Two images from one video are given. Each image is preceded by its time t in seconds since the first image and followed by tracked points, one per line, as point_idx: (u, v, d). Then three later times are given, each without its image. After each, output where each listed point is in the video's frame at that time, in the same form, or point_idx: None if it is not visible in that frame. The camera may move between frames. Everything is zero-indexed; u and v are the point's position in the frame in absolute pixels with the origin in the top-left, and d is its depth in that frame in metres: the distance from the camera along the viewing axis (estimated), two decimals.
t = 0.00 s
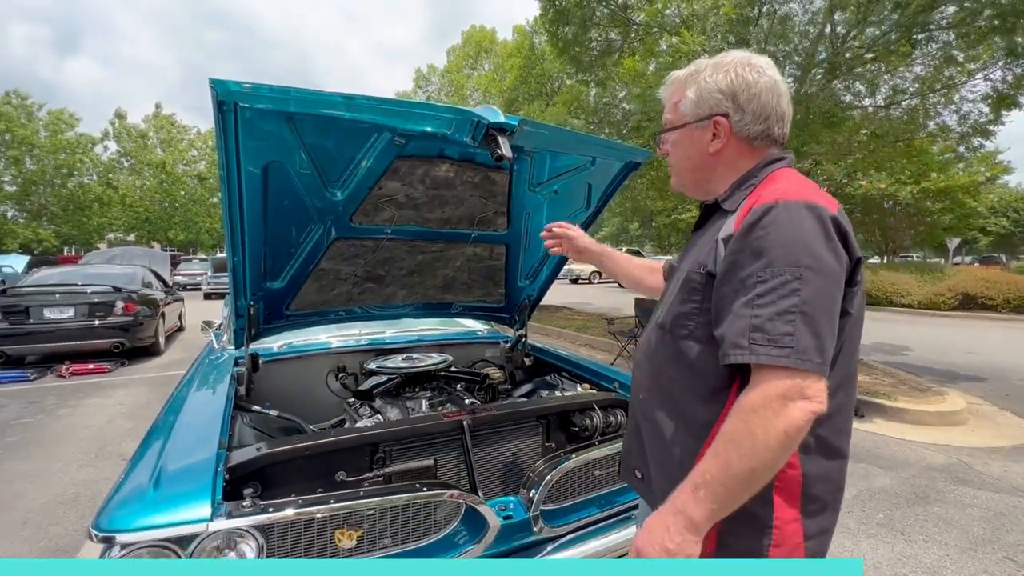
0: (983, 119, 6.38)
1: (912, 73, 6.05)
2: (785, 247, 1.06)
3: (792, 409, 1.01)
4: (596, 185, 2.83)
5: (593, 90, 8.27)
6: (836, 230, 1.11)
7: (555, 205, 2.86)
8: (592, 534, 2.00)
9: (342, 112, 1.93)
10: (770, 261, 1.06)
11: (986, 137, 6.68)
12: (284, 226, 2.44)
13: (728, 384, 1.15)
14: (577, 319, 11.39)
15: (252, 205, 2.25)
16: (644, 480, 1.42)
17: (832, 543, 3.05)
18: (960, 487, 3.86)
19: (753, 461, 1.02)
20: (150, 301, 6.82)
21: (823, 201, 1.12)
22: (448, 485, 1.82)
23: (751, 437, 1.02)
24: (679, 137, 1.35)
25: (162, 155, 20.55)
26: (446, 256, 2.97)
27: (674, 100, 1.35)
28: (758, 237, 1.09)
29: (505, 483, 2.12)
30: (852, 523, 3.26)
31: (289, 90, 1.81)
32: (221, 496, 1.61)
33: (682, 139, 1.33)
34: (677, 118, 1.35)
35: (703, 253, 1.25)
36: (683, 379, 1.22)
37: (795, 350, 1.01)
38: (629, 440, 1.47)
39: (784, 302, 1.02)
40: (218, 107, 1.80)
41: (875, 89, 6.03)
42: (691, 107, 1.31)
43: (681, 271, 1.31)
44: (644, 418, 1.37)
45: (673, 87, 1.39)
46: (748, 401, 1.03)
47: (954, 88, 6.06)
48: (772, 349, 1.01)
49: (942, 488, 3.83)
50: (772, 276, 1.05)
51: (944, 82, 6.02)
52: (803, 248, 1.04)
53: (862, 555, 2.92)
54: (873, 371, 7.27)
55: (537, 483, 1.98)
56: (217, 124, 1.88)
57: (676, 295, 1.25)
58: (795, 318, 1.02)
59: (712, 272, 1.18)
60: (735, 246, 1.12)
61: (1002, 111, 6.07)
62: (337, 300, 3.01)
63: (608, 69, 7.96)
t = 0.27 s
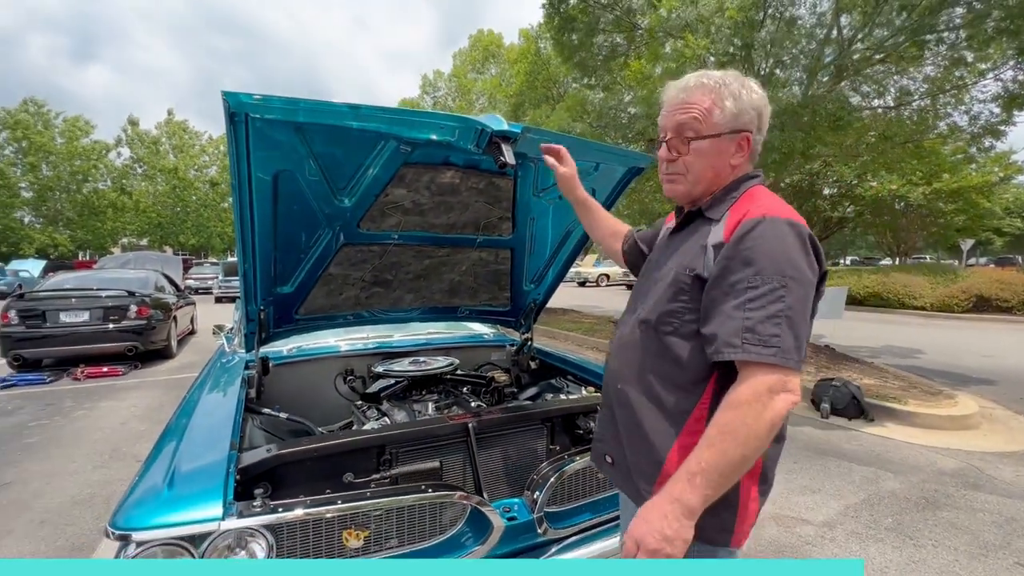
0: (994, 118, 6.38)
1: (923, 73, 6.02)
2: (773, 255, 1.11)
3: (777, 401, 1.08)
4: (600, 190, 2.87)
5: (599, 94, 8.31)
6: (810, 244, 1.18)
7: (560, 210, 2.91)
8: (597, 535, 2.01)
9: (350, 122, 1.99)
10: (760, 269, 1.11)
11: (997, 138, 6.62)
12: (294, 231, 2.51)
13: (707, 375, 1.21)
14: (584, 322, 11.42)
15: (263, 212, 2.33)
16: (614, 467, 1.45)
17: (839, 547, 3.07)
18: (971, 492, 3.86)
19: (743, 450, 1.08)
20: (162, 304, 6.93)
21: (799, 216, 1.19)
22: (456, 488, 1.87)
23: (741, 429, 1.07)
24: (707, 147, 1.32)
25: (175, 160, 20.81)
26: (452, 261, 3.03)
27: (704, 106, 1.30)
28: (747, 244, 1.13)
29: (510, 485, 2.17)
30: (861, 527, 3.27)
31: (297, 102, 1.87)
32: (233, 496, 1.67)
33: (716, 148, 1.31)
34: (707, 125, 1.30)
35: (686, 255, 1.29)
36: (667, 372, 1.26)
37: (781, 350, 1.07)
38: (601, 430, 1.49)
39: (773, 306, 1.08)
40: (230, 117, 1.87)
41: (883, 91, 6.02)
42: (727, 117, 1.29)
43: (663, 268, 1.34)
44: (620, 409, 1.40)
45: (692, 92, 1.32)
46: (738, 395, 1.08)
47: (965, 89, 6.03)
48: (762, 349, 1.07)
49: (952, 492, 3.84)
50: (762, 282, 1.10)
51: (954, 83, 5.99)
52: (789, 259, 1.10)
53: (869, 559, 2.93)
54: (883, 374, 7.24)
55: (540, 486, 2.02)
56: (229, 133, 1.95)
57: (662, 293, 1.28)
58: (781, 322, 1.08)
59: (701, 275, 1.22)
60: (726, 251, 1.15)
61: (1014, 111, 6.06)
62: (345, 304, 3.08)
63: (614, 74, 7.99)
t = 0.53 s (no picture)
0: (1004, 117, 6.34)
1: (931, 73, 5.99)
2: (776, 277, 1.16)
3: (776, 406, 1.14)
4: (603, 192, 2.88)
5: (604, 96, 8.33)
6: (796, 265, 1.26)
7: (563, 213, 2.93)
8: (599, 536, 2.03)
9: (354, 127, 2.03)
10: (764, 289, 1.15)
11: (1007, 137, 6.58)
12: (300, 235, 2.56)
13: (702, 377, 1.25)
14: (589, 324, 11.43)
15: (270, 216, 2.38)
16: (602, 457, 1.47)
17: (846, 549, 3.07)
18: (981, 495, 3.85)
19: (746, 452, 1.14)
20: (172, 307, 7.02)
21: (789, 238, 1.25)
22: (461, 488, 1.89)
23: (747, 432, 1.12)
24: (710, 169, 1.32)
25: (184, 164, 21.03)
26: (456, 263, 3.07)
27: (708, 130, 1.30)
28: (751, 264, 1.17)
29: (514, 485, 2.20)
30: (868, 530, 3.27)
31: (303, 108, 1.91)
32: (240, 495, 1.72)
33: (715, 171, 1.32)
34: (709, 149, 1.31)
35: (684, 264, 1.30)
36: (666, 375, 1.28)
37: (779, 364, 1.14)
38: (591, 423, 1.50)
39: (775, 324, 1.14)
40: (237, 124, 1.92)
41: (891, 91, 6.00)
42: (728, 141, 1.31)
43: (660, 273, 1.35)
44: (612, 406, 1.41)
45: (696, 115, 1.31)
46: (742, 400, 1.13)
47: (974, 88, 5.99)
48: (765, 364, 1.12)
49: (961, 495, 3.83)
50: (765, 302, 1.14)
51: (963, 81, 5.96)
52: (788, 280, 1.16)
53: (876, 562, 2.93)
54: (892, 375, 7.20)
55: (543, 486, 2.06)
56: (236, 139, 2.00)
57: (663, 300, 1.29)
58: (780, 338, 1.13)
59: (703, 285, 1.24)
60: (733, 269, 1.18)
61: None
62: (351, 306, 3.12)
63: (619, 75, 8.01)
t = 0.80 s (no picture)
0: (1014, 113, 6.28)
1: (939, 69, 5.94)
2: (773, 277, 1.16)
3: (779, 401, 1.16)
4: (606, 192, 2.87)
5: (609, 96, 8.32)
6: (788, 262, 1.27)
7: (565, 212, 2.93)
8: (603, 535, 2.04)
9: (356, 128, 2.03)
10: (763, 290, 1.15)
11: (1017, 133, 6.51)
12: (304, 235, 2.57)
13: (700, 373, 1.26)
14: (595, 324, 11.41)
15: (274, 217, 2.39)
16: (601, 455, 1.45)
17: (853, 550, 3.05)
18: (991, 495, 3.82)
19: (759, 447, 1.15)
20: (179, 308, 7.07)
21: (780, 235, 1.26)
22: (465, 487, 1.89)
23: (760, 428, 1.14)
24: (702, 173, 1.32)
25: (191, 167, 21.20)
26: (459, 263, 3.07)
27: (699, 134, 1.30)
28: (749, 265, 1.17)
29: (517, 484, 2.20)
30: (876, 531, 3.25)
31: (305, 108, 1.92)
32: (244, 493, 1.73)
33: (706, 175, 1.31)
34: (701, 153, 1.30)
35: (680, 263, 1.29)
36: (666, 374, 1.28)
37: (780, 362, 1.15)
38: (587, 420, 1.48)
39: (774, 323, 1.14)
40: (241, 125, 1.94)
41: (898, 88, 5.96)
42: (720, 145, 1.30)
43: (656, 271, 1.35)
44: (610, 405, 1.40)
45: (687, 119, 1.31)
46: (751, 398, 1.14)
47: (984, 84, 5.93)
48: (767, 363, 1.14)
49: (971, 496, 3.80)
50: (765, 302, 1.15)
51: (972, 78, 5.91)
52: (785, 280, 1.17)
53: (885, 563, 2.92)
54: (901, 375, 7.15)
55: (546, 486, 2.04)
56: (239, 140, 2.02)
57: (661, 300, 1.29)
58: (780, 337, 1.15)
59: (701, 285, 1.24)
60: (731, 271, 1.18)
61: None
62: (355, 306, 3.13)
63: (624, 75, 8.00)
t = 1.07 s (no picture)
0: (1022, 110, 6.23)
1: (946, 66, 5.91)
2: (765, 267, 1.15)
3: (777, 390, 1.14)
4: (610, 190, 2.85)
5: (612, 95, 8.31)
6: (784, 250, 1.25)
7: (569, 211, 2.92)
8: (607, 536, 2.03)
9: (360, 127, 2.03)
10: (754, 281, 1.14)
11: None
12: (308, 235, 2.57)
13: (700, 367, 1.25)
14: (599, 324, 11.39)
15: (278, 217, 2.39)
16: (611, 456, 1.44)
17: (860, 550, 3.03)
18: (1000, 495, 3.79)
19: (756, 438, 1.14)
20: (185, 309, 7.10)
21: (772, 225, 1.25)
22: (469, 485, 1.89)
23: (755, 419, 1.12)
24: (690, 165, 1.31)
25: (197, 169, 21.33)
26: (463, 262, 3.07)
27: (685, 127, 1.29)
28: (739, 257, 1.16)
29: (521, 484, 2.19)
30: (883, 531, 3.23)
31: (309, 108, 1.92)
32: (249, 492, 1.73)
33: (695, 167, 1.31)
34: (688, 146, 1.30)
35: (673, 259, 1.29)
36: (663, 369, 1.27)
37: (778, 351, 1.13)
38: (594, 421, 1.48)
39: (769, 313, 1.13)
40: (244, 125, 1.94)
41: (904, 85, 5.94)
42: (705, 137, 1.30)
43: (651, 268, 1.34)
44: (612, 404, 1.39)
45: (672, 114, 1.31)
46: (746, 389, 1.13)
47: (991, 81, 5.88)
48: (765, 353, 1.12)
49: (980, 496, 3.77)
50: (757, 293, 1.14)
51: (979, 74, 5.88)
52: (778, 269, 1.16)
53: (893, 563, 2.89)
54: (908, 375, 7.09)
55: (551, 485, 2.02)
56: (243, 140, 2.02)
57: (656, 296, 1.28)
58: (776, 327, 1.13)
59: (694, 280, 1.23)
60: (721, 264, 1.18)
61: None
62: (359, 306, 3.13)
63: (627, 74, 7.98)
